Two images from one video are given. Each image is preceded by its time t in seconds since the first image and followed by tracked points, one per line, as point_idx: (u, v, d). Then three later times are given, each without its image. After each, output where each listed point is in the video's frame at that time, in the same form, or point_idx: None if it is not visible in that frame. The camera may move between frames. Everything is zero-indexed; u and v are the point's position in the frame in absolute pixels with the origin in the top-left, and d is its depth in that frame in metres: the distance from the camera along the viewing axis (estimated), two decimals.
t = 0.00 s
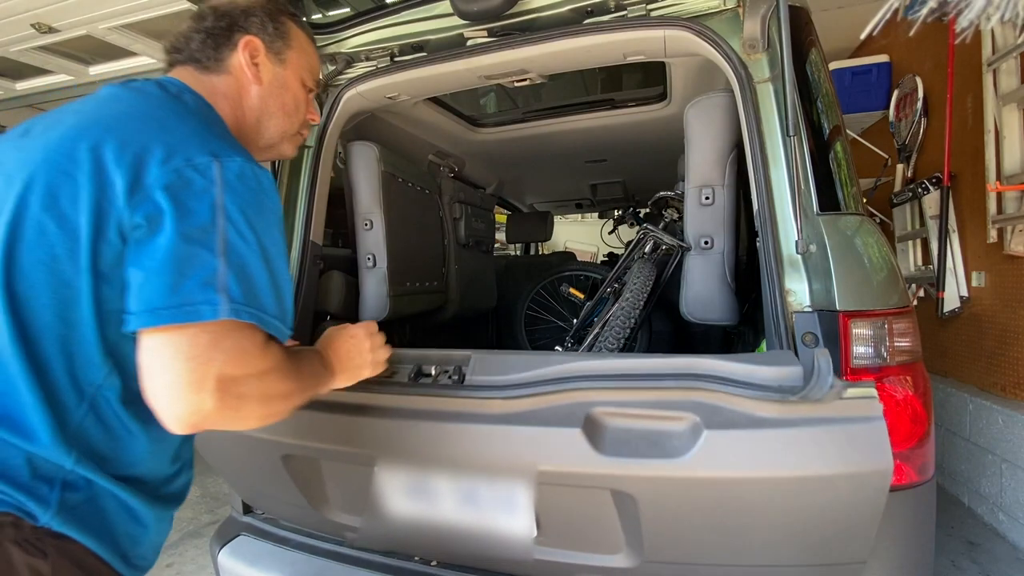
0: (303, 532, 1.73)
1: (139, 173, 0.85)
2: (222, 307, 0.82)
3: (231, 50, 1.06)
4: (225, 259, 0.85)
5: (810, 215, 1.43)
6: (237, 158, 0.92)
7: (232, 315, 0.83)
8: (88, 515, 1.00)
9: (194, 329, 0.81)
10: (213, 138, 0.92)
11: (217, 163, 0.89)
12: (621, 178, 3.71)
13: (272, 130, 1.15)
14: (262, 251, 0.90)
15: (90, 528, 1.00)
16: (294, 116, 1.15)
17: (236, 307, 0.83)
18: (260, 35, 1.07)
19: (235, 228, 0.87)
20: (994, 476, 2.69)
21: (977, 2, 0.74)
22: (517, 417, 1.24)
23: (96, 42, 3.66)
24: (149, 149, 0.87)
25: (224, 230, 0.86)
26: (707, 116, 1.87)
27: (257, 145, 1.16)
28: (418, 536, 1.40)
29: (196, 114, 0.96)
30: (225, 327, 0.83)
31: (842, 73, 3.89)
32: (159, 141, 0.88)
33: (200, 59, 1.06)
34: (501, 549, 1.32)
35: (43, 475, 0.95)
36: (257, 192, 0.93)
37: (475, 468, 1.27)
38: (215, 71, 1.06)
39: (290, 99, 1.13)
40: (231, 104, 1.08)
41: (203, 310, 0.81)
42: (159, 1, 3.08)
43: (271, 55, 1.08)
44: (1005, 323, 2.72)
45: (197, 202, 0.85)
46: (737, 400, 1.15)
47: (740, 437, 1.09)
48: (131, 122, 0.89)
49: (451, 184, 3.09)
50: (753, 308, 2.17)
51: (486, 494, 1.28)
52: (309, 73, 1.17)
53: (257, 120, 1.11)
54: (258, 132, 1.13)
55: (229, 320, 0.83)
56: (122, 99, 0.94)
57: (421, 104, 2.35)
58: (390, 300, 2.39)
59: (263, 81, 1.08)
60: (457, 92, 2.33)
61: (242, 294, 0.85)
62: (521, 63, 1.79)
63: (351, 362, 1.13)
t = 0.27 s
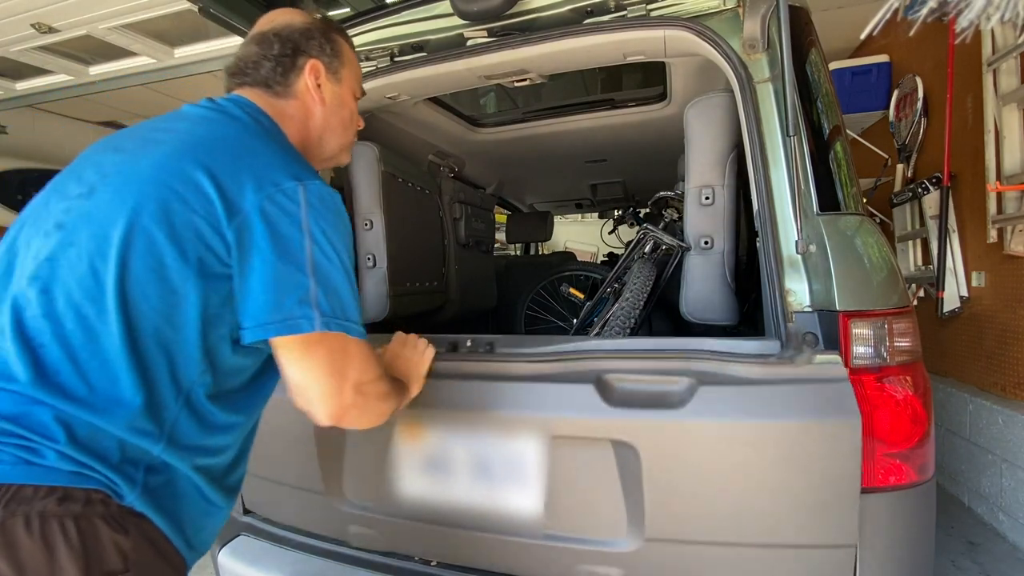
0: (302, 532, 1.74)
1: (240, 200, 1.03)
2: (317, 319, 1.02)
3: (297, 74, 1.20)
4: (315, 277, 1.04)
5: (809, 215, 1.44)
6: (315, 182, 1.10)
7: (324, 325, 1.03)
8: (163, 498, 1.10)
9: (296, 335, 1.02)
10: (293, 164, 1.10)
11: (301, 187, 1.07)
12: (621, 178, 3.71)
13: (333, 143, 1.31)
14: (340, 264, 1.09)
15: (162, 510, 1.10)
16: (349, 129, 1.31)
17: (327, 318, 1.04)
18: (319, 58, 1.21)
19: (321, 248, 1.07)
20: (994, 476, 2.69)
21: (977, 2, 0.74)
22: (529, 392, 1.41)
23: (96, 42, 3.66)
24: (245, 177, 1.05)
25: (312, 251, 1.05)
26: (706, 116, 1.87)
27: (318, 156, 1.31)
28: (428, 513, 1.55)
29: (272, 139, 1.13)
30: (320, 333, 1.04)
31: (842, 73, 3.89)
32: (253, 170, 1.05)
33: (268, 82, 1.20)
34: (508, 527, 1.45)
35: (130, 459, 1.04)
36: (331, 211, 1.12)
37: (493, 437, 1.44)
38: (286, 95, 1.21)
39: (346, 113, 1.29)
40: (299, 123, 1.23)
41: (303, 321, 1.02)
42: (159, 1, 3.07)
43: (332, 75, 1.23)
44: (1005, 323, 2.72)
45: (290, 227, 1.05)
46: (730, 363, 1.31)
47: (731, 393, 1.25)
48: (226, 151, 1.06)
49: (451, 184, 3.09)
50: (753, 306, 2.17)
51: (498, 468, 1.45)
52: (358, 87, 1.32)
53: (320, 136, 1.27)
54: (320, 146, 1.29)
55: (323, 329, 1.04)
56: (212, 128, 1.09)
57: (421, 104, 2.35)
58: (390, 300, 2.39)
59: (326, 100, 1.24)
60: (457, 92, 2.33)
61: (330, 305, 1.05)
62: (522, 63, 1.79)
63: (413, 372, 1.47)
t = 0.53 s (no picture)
0: (303, 532, 1.74)
1: (250, 185, 1.05)
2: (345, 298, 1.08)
3: (298, 56, 1.22)
4: (337, 258, 1.09)
5: (810, 216, 1.43)
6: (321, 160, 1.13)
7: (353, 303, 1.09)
8: (184, 489, 1.10)
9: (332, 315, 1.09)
10: (297, 144, 1.13)
11: (308, 167, 1.10)
12: (621, 178, 3.71)
13: (331, 126, 1.33)
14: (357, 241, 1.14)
15: (182, 501, 1.10)
16: (348, 113, 1.34)
17: (354, 297, 1.10)
18: (321, 41, 1.24)
19: (338, 227, 1.10)
20: (994, 476, 2.69)
21: (977, 2, 0.74)
22: (526, 385, 1.46)
23: (96, 42, 3.66)
24: (252, 161, 1.06)
25: (330, 232, 1.09)
26: (705, 116, 1.88)
27: (317, 138, 1.34)
28: (437, 506, 1.55)
29: (271, 119, 1.14)
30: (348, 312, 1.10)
31: (842, 73, 3.90)
32: (260, 153, 1.07)
33: (267, 62, 1.21)
34: (515, 517, 1.46)
35: (146, 453, 1.04)
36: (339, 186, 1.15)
37: (499, 426, 1.47)
38: (283, 75, 1.22)
39: (346, 97, 1.31)
40: (297, 105, 1.25)
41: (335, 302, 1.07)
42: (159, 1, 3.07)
43: (332, 58, 1.26)
44: (1005, 323, 2.72)
45: (303, 210, 1.08)
46: (723, 358, 1.38)
47: (722, 384, 1.32)
48: (227, 135, 1.07)
49: (451, 184, 3.10)
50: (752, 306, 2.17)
51: (507, 456, 1.46)
52: (357, 73, 1.35)
53: (318, 119, 1.29)
54: (318, 129, 1.31)
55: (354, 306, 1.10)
56: (210, 110, 1.10)
57: (421, 104, 2.35)
58: (390, 300, 2.39)
59: (326, 82, 1.26)
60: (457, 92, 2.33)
61: (355, 283, 1.10)
62: (522, 63, 1.79)
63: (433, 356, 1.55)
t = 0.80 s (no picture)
0: (303, 532, 1.73)
1: (234, 189, 1.03)
2: (331, 308, 1.06)
3: (286, 39, 1.22)
4: (323, 267, 1.07)
5: (810, 215, 1.43)
6: (310, 161, 1.10)
7: (339, 312, 1.07)
8: (170, 497, 1.09)
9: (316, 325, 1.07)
10: (286, 144, 1.09)
11: (295, 169, 1.06)
12: (621, 178, 3.71)
13: (325, 115, 1.32)
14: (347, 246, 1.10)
15: (168, 510, 1.09)
16: (342, 102, 1.33)
17: (340, 307, 1.07)
18: (313, 24, 1.24)
19: (325, 233, 1.08)
20: (994, 476, 2.69)
21: (978, 2, 0.74)
22: (526, 386, 1.46)
23: (96, 42, 3.65)
24: (237, 163, 1.04)
25: (317, 239, 1.07)
26: (705, 117, 1.88)
27: (311, 127, 1.33)
28: (435, 506, 1.55)
29: (260, 117, 1.11)
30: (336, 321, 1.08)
31: (842, 73, 3.90)
32: (245, 155, 1.04)
33: (256, 48, 1.21)
34: (514, 518, 1.46)
35: (128, 460, 1.05)
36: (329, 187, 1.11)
37: (498, 426, 1.47)
38: (273, 60, 1.22)
39: (341, 85, 1.30)
40: (288, 91, 1.25)
41: (320, 312, 1.05)
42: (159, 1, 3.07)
43: (323, 42, 1.25)
44: (1005, 323, 2.72)
45: (289, 216, 1.05)
46: (722, 358, 1.37)
47: (722, 384, 1.32)
48: (211, 137, 1.04)
49: (451, 184, 3.09)
50: (752, 306, 2.17)
51: (507, 457, 1.46)
52: (355, 59, 1.34)
53: (310, 107, 1.28)
54: (312, 117, 1.30)
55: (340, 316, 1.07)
56: (196, 107, 1.07)
57: (421, 104, 2.35)
58: (390, 300, 2.39)
59: (316, 68, 1.25)
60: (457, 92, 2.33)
61: (343, 292, 1.07)
62: (523, 63, 1.79)
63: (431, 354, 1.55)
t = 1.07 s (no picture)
0: (303, 532, 1.73)
1: (277, 187, 1.03)
2: (372, 299, 1.05)
3: (319, 47, 1.23)
4: (365, 259, 1.06)
5: (810, 215, 1.43)
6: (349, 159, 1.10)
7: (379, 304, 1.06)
8: (218, 488, 1.11)
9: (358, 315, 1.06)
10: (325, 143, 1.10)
11: (332, 167, 1.06)
12: (621, 178, 3.71)
13: (353, 123, 1.32)
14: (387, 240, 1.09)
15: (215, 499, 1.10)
16: (370, 112, 1.32)
17: (381, 299, 1.06)
18: (347, 33, 1.24)
19: (365, 228, 1.07)
20: (994, 476, 2.69)
21: (978, 2, 0.74)
22: (526, 386, 1.46)
23: (96, 42, 3.65)
24: (280, 162, 1.04)
25: (357, 233, 1.06)
26: (706, 117, 1.88)
27: (337, 135, 1.33)
28: (436, 506, 1.55)
29: (298, 118, 1.12)
30: (377, 313, 1.08)
31: (842, 73, 3.90)
32: (287, 154, 1.05)
33: (291, 54, 1.23)
34: (515, 518, 1.46)
35: (182, 449, 1.06)
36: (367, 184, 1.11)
37: (500, 426, 1.47)
38: (306, 66, 1.23)
39: (369, 95, 1.30)
40: (318, 98, 1.25)
41: (361, 303, 1.05)
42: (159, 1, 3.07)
43: (356, 52, 1.25)
44: (1006, 323, 2.72)
45: (329, 211, 1.05)
46: (721, 358, 1.38)
47: (721, 384, 1.32)
48: (257, 134, 1.05)
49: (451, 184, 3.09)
50: (752, 306, 2.17)
51: (507, 457, 1.46)
52: (387, 70, 1.34)
53: (340, 115, 1.28)
54: (339, 125, 1.30)
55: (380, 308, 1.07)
56: (241, 109, 1.09)
57: (421, 104, 2.35)
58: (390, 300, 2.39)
59: (346, 76, 1.25)
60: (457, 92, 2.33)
61: (383, 285, 1.06)
62: (523, 63, 1.79)
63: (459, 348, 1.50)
